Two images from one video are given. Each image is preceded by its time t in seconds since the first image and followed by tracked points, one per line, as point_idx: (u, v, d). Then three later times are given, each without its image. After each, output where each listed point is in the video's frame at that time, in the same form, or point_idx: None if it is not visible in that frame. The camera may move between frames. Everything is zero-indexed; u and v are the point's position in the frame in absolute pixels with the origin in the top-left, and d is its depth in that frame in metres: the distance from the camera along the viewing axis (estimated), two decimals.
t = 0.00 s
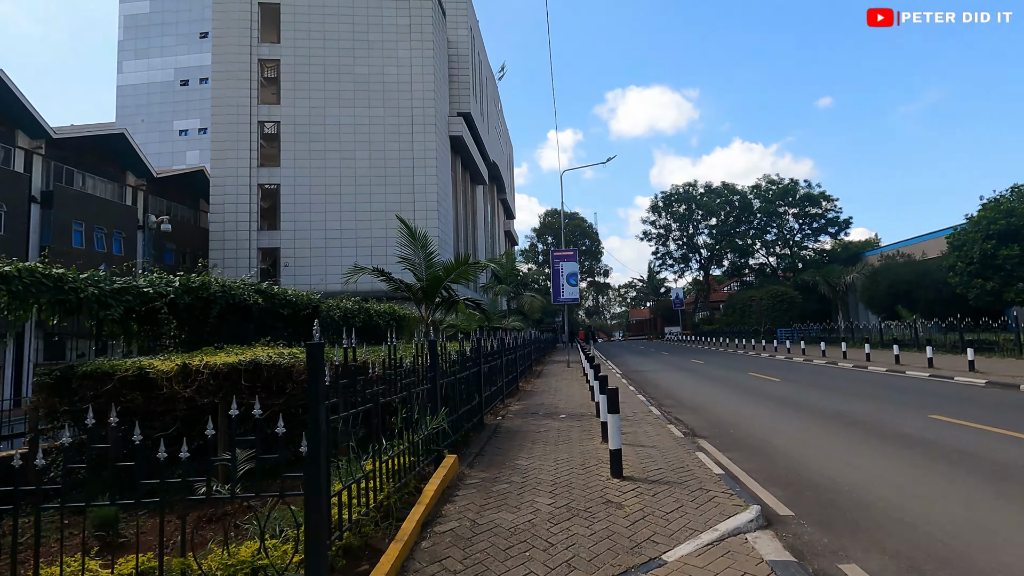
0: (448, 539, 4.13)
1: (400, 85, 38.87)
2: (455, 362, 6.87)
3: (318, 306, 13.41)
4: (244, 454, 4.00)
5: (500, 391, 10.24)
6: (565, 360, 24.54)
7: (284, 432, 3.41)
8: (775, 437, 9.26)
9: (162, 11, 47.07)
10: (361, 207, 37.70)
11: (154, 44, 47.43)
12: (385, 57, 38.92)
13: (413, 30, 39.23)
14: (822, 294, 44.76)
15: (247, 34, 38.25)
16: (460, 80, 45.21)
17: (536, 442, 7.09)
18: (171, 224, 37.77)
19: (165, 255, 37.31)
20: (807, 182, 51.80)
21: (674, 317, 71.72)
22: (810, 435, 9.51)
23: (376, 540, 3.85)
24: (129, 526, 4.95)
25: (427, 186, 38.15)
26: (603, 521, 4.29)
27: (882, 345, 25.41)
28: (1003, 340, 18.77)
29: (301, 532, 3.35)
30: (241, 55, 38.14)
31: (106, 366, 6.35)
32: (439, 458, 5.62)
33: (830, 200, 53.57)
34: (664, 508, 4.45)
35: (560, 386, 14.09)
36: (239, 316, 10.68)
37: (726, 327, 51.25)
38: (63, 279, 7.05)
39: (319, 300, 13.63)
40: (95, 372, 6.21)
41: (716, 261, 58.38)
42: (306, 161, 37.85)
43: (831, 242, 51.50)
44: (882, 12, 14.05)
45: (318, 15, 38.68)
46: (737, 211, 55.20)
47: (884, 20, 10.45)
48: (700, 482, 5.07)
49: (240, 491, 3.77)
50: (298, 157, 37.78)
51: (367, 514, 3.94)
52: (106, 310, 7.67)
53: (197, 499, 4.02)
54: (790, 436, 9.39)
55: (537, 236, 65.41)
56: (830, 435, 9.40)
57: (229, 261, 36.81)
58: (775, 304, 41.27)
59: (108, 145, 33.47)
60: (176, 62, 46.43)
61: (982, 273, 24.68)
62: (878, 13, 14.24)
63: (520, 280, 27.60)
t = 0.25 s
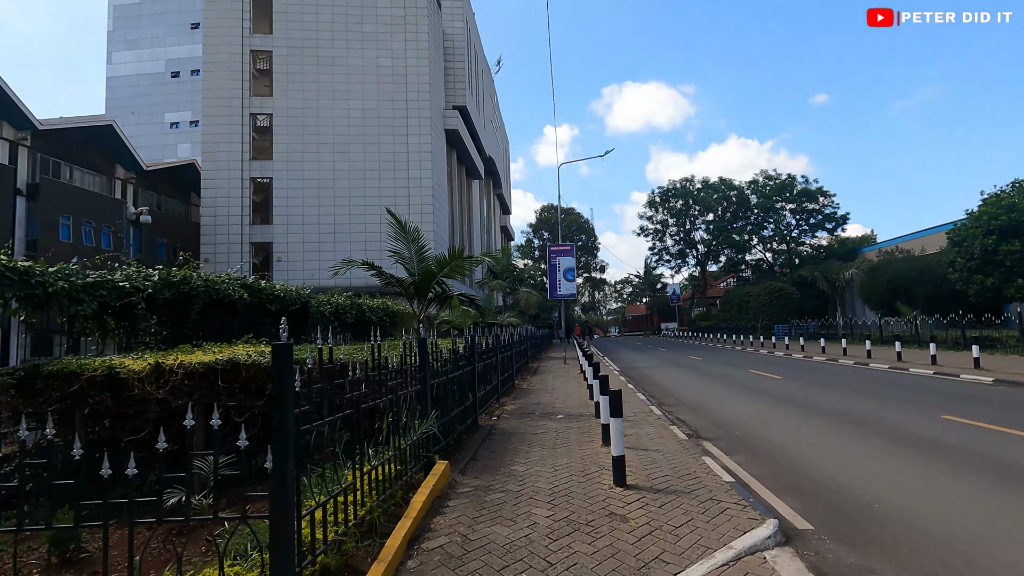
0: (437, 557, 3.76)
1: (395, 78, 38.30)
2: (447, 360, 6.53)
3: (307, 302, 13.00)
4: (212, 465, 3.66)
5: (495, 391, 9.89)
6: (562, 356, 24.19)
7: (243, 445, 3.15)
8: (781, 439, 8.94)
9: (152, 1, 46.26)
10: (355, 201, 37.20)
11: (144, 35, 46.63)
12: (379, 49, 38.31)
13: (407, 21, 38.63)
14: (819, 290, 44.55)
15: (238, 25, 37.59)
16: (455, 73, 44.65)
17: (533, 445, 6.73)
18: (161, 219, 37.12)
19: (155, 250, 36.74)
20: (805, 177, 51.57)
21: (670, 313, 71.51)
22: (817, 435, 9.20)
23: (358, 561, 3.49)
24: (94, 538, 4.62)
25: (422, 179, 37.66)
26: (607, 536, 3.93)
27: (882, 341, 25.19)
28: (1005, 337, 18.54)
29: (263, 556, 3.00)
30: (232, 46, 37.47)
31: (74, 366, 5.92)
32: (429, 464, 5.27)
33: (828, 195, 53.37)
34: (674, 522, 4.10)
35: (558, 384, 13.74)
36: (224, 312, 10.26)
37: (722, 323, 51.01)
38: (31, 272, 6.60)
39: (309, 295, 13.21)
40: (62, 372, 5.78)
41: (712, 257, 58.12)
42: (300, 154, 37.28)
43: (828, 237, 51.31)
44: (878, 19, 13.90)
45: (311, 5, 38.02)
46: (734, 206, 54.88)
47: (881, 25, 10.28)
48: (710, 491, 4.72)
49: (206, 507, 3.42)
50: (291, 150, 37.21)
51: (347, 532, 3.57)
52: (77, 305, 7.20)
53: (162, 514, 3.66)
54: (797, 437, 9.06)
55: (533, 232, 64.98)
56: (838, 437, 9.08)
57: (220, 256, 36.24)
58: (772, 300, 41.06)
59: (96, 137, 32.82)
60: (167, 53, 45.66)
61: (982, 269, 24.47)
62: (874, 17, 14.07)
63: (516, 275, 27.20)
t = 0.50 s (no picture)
0: (426, 567, 3.44)
1: (391, 69, 37.77)
2: (440, 353, 6.20)
3: (299, 294, 12.65)
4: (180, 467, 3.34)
5: (491, 386, 9.58)
6: (560, 352, 23.87)
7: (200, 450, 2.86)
8: (788, 437, 8.64)
9: None
10: (350, 194, 36.76)
11: (136, 26, 45.95)
12: (375, 40, 37.76)
13: (403, 12, 38.08)
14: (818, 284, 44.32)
15: (231, 15, 37.03)
16: (452, 65, 44.14)
17: (531, 443, 6.40)
18: (154, 212, 36.58)
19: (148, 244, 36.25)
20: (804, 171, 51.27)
21: (668, 308, 71.27)
22: (826, 433, 8.89)
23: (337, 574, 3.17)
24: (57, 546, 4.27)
25: (418, 173, 37.21)
26: (612, 544, 3.61)
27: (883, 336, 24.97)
28: (1008, 332, 18.28)
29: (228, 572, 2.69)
30: (226, 36, 36.88)
31: (40, 359, 5.51)
32: (420, 465, 4.97)
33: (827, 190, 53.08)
34: (683, 527, 3.78)
35: (556, 379, 13.42)
36: (211, 305, 9.90)
37: (721, 318, 50.78)
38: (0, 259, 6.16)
39: (300, 287, 12.86)
40: (28, 366, 5.38)
41: (711, 252, 57.82)
42: (294, 146, 36.77)
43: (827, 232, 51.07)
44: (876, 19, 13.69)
45: None
46: (733, 201, 54.54)
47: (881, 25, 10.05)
48: (721, 493, 4.40)
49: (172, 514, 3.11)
50: (285, 142, 36.72)
51: (325, 543, 3.27)
52: (51, 296, 6.81)
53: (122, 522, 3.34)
54: (805, 434, 8.76)
55: (531, 227, 64.58)
56: (847, 435, 8.78)
57: (214, 250, 35.75)
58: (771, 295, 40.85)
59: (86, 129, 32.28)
60: (160, 44, 45.01)
61: (984, 264, 24.24)
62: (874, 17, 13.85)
63: (514, 269, 26.83)
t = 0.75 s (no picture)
0: None
1: (385, 63, 37.26)
2: (429, 353, 5.91)
3: (287, 290, 12.29)
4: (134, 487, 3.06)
5: (484, 384, 9.27)
6: (556, 349, 23.55)
7: (130, 472, 2.62)
8: (793, 437, 8.35)
9: None
10: (344, 189, 36.29)
11: (126, 18, 45.25)
12: (369, 33, 37.24)
13: (398, 4, 37.53)
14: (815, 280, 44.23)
15: (223, 7, 36.41)
16: (447, 59, 43.65)
17: (525, 447, 6.07)
18: (144, 207, 36.02)
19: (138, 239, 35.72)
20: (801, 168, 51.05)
21: (665, 305, 71.05)
22: (831, 432, 8.61)
23: None
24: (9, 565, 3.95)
25: (413, 168, 36.75)
26: (613, 565, 3.28)
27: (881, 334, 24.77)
28: (1009, 330, 18.08)
29: None
30: (217, 28, 36.28)
31: None
32: (404, 474, 4.71)
33: (824, 187, 52.89)
34: (690, 546, 3.46)
35: (552, 378, 13.09)
36: (192, 301, 9.54)
37: (717, 315, 50.60)
38: None
39: (289, 283, 12.49)
40: None
41: (707, 248, 57.59)
42: (287, 141, 36.26)
43: (824, 229, 50.91)
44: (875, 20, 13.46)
45: None
46: (730, 197, 54.27)
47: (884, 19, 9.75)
48: (731, 505, 4.07)
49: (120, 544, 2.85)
50: (278, 137, 36.19)
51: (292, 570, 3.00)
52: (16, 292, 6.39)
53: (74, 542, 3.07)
54: (810, 434, 8.47)
55: (527, 223, 64.22)
56: (853, 434, 8.48)
57: (206, 246, 35.27)
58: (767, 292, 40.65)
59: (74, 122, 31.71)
60: (150, 37, 44.33)
61: (983, 260, 24.04)
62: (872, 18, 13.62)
63: (510, 266, 26.49)
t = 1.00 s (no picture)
0: None
1: (377, 53, 36.65)
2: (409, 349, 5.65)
3: (270, 282, 11.88)
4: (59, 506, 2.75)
5: (474, 380, 8.92)
6: (550, 344, 23.20)
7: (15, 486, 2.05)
8: (793, 436, 8.06)
9: None
10: (335, 183, 35.72)
11: (112, 7, 44.32)
12: (361, 23, 36.62)
13: None
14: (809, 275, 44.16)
15: None
16: (441, 51, 43.07)
17: (515, 448, 5.69)
18: (131, 199, 35.33)
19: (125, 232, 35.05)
20: (797, 163, 50.85)
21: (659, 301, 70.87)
22: (832, 431, 8.31)
23: None
24: None
25: (406, 161, 36.21)
26: None
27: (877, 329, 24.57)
28: (1007, 325, 17.89)
29: None
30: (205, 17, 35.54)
31: None
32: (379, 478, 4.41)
33: (819, 183, 52.73)
34: (697, 562, 3.10)
35: (545, 373, 12.73)
36: (169, 294, 9.13)
37: (712, 310, 50.42)
38: None
39: (273, 276, 12.08)
40: None
41: (702, 244, 57.35)
42: (277, 132, 35.60)
43: (819, 225, 50.77)
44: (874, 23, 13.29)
45: None
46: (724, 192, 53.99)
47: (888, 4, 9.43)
48: (739, 514, 3.72)
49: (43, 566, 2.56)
50: (268, 128, 35.54)
51: None
52: None
53: None
54: (812, 434, 8.17)
55: (521, 218, 63.76)
56: (856, 433, 8.20)
57: (193, 239, 34.60)
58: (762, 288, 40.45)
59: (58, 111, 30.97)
60: (137, 26, 43.45)
61: (980, 256, 23.87)
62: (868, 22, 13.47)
63: (503, 260, 26.07)
